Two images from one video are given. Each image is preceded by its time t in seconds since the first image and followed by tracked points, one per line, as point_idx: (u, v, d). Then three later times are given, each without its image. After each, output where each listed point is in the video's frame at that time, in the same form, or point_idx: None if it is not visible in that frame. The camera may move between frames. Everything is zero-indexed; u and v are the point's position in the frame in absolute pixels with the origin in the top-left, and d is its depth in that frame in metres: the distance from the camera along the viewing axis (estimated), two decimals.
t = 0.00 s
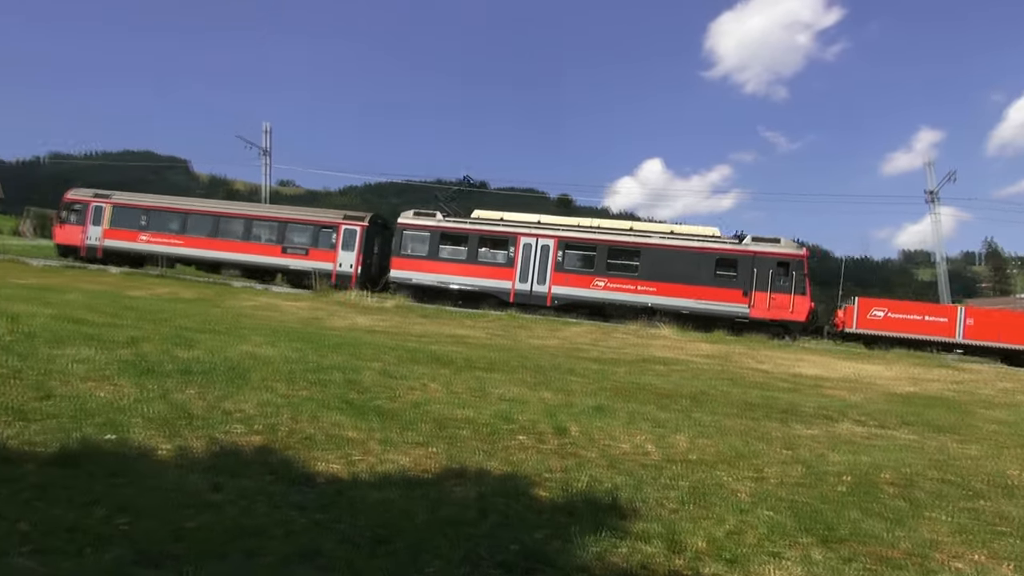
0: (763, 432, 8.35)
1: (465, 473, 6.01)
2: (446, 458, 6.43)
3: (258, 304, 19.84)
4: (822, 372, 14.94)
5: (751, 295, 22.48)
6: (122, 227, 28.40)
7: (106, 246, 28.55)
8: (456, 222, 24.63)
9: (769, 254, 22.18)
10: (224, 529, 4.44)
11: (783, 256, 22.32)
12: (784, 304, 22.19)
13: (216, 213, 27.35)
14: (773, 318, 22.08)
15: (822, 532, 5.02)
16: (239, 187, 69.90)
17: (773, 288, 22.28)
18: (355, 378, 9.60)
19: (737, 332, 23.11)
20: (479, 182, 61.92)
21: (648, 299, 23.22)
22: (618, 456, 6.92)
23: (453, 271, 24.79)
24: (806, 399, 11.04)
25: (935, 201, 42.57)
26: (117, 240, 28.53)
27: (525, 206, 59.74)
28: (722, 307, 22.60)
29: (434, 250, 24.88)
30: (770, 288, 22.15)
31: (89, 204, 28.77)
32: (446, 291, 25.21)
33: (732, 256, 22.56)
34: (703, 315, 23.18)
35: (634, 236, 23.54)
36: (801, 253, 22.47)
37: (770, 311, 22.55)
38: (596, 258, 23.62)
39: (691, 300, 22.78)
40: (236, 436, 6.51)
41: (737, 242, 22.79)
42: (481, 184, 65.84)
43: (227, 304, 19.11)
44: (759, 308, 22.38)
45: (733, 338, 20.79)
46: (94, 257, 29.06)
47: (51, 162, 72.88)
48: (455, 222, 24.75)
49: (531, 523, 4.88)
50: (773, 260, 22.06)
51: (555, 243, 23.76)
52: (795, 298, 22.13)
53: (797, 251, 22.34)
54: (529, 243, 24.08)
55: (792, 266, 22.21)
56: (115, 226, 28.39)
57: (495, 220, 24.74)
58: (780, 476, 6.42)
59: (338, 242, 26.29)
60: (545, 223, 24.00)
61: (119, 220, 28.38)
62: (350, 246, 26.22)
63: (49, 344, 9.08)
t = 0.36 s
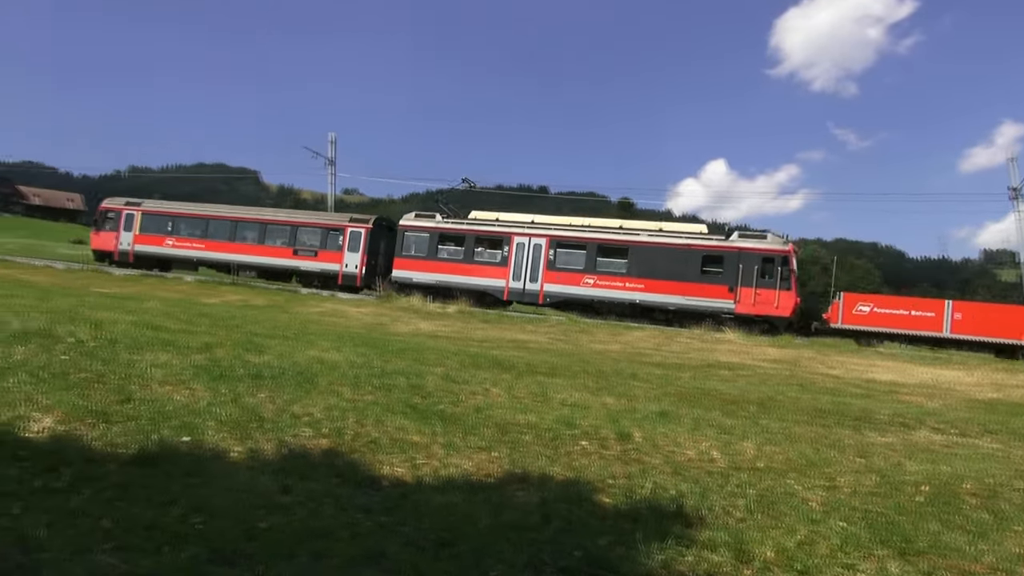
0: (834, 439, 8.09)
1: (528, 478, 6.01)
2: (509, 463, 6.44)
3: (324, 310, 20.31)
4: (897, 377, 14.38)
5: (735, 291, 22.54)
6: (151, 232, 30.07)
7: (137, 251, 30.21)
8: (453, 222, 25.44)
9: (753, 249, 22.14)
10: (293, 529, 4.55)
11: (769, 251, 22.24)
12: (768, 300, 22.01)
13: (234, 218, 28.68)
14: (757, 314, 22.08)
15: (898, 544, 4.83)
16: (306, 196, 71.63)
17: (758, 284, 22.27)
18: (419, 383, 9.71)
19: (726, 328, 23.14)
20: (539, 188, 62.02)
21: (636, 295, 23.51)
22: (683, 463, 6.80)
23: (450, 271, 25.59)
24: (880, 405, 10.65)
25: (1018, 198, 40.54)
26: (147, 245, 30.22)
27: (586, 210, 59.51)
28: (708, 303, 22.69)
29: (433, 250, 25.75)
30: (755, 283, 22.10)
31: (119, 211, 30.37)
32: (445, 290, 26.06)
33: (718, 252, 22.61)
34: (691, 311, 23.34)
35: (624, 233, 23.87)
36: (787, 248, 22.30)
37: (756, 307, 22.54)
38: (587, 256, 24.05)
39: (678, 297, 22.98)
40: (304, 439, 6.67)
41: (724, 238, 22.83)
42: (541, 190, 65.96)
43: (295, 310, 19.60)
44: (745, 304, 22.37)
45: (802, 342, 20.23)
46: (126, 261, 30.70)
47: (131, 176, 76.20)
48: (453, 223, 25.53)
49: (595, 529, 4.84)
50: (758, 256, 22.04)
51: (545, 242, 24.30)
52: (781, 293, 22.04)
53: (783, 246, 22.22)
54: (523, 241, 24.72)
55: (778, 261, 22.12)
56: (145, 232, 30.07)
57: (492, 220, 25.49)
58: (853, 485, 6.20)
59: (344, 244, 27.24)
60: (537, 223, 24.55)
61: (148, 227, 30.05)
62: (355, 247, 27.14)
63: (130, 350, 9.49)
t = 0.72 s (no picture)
0: (904, 446, 7.80)
1: (584, 483, 5.98)
2: (565, 468, 6.42)
3: (382, 315, 20.63)
4: (971, 383, 13.79)
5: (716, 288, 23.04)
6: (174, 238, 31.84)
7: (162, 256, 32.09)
8: (449, 224, 26.36)
9: (733, 247, 22.68)
10: (353, 531, 4.62)
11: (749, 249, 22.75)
12: (748, 297, 22.58)
13: (248, 223, 30.20)
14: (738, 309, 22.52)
15: (973, 557, 4.63)
16: (364, 204, 72.95)
17: (738, 281, 22.77)
18: (475, 387, 9.76)
19: (708, 325, 23.66)
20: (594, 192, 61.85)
21: (620, 293, 24.13)
22: (744, 469, 6.67)
23: (445, 271, 26.54)
24: (952, 412, 10.22)
25: None
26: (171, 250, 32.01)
27: (642, 212, 59.00)
28: (690, 300, 23.25)
29: (430, 251, 26.69)
30: (736, 280, 22.63)
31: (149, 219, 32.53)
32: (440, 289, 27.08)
33: (700, 250, 23.16)
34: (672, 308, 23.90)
35: (608, 232, 24.44)
36: (768, 245, 22.84)
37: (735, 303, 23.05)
38: (573, 255, 24.68)
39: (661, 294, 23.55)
40: (363, 443, 6.78)
41: (704, 236, 23.36)
42: (596, 193, 65.69)
43: (355, 316, 19.96)
44: (724, 300, 22.90)
45: (868, 346, 19.60)
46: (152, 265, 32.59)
47: (198, 186, 78.86)
48: (450, 225, 26.41)
49: (653, 536, 4.78)
50: (737, 254, 22.54)
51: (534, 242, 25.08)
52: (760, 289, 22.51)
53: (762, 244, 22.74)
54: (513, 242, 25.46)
55: (757, 259, 22.62)
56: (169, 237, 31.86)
57: (484, 221, 26.26)
58: (924, 495, 5.97)
59: (348, 246, 28.49)
60: (527, 223, 25.29)
61: (172, 233, 31.85)
62: (359, 249, 28.35)
63: (196, 354, 9.82)
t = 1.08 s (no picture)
0: (964, 454, 7.53)
1: (631, 488, 5.93)
2: (612, 473, 6.37)
3: (428, 320, 20.80)
4: None
5: (687, 285, 23.32)
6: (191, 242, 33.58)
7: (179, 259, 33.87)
8: (438, 226, 27.29)
9: (704, 246, 22.86)
10: (401, 534, 4.67)
11: (719, 247, 22.94)
12: (718, 294, 22.81)
13: (257, 228, 31.70)
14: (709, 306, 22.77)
15: None
16: (409, 210, 73.83)
17: (709, 278, 23.01)
18: (520, 392, 9.75)
19: (684, 322, 23.94)
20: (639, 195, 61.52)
21: (598, 291, 24.56)
22: (796, 476, 6.52)
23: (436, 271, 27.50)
24: (1016, 418, 9.83)
25: None
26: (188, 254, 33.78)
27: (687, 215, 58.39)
28: (663, 297, 23.56)
29: (421, 252, 27.66)
30: (706, 278, 22.85)
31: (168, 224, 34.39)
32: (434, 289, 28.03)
33: (673, 249, 23.41)
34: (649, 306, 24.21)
35: (587, 232, 24.90)
36: (740, 243, 22.88)
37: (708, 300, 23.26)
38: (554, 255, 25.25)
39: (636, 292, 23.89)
40: (410, 446, 6.84)
41: (678, 234, 23.61)
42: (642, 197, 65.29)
43: (400, 320, 20.17)
44: (696, 298, 23.18)
45: (925, 350, 19.02)
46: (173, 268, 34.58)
47: (249, 194, 80.56)
48: (440, 227, 27.25)
49: (702, 543, 4.70)
50: (706, 252, 22.77)
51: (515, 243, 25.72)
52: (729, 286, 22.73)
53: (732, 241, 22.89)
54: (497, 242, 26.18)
55: (727, 256, 22.81)
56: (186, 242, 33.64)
57: (474, 223, 27.01)
58: (987, 504, 5.75)
59: (348, 248, 29.56)
60: (512, 224, 25.99)
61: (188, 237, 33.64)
62: (357, 251, 29.38)
63: (248, 358, 10.04)
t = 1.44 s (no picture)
0: None
1: (677, 493, 5.86)
2: (657, 478, 6.31)
3: (471, 323, 20.88)
4: None
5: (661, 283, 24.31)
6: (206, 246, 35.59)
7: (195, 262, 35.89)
8: (434, 229, 28.64)
9: (676, 245, 23.80)
10: (445, 537, 4.69)
11: (691, 246, 23.91)
12: (690, 290, 23.74)
13: (266, 232, 33.56)
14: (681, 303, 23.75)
15: None
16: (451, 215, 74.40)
17: (681, 276, 23.97)
18: (563, 395, 9.72)
19: (659, 319, 24.90)
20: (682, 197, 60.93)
21: (578, 289, 25.60)
22: (847, 482, 6.36)
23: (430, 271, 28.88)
24: None
25: None
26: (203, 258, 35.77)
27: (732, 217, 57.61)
28: (638, 295, 24.51)
29: (416, 253, 29.03)
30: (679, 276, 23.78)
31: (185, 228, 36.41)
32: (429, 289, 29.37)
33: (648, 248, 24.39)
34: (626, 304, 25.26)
35: (567, 233, 25.99)
36: (711, 242, 23.78)
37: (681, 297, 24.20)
38: (538, 254, 26.36)
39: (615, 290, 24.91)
40: (454, 449, 6.87)
41: (653, 234, 24.61)
42: (685, 199, 64.63)
43: (444, 324, 20.28)
44: (669, 295, 24.11)
45: (982, 353, 18.40)
46: (190, 271, 36.61)
47: (295, 201, 81.91)
48: (433, 229, 28.56)
49: (750, 550, 4.62)
50: (680, 251, 23.74)
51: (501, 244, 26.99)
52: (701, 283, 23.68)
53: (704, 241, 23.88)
54: (485, 244, 27.47)
55: (699, 255, 23.77)
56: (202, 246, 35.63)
57: (465, 225, 28.29)
58: None
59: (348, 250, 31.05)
60: (499, 226, 27.26)
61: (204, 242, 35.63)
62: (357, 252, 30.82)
63: (295, 362, 10.23)
